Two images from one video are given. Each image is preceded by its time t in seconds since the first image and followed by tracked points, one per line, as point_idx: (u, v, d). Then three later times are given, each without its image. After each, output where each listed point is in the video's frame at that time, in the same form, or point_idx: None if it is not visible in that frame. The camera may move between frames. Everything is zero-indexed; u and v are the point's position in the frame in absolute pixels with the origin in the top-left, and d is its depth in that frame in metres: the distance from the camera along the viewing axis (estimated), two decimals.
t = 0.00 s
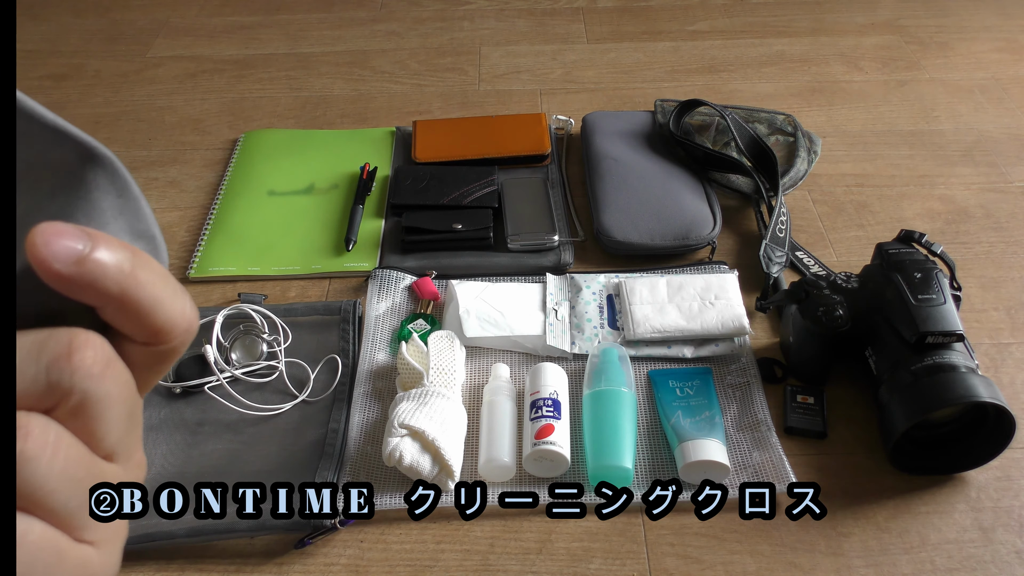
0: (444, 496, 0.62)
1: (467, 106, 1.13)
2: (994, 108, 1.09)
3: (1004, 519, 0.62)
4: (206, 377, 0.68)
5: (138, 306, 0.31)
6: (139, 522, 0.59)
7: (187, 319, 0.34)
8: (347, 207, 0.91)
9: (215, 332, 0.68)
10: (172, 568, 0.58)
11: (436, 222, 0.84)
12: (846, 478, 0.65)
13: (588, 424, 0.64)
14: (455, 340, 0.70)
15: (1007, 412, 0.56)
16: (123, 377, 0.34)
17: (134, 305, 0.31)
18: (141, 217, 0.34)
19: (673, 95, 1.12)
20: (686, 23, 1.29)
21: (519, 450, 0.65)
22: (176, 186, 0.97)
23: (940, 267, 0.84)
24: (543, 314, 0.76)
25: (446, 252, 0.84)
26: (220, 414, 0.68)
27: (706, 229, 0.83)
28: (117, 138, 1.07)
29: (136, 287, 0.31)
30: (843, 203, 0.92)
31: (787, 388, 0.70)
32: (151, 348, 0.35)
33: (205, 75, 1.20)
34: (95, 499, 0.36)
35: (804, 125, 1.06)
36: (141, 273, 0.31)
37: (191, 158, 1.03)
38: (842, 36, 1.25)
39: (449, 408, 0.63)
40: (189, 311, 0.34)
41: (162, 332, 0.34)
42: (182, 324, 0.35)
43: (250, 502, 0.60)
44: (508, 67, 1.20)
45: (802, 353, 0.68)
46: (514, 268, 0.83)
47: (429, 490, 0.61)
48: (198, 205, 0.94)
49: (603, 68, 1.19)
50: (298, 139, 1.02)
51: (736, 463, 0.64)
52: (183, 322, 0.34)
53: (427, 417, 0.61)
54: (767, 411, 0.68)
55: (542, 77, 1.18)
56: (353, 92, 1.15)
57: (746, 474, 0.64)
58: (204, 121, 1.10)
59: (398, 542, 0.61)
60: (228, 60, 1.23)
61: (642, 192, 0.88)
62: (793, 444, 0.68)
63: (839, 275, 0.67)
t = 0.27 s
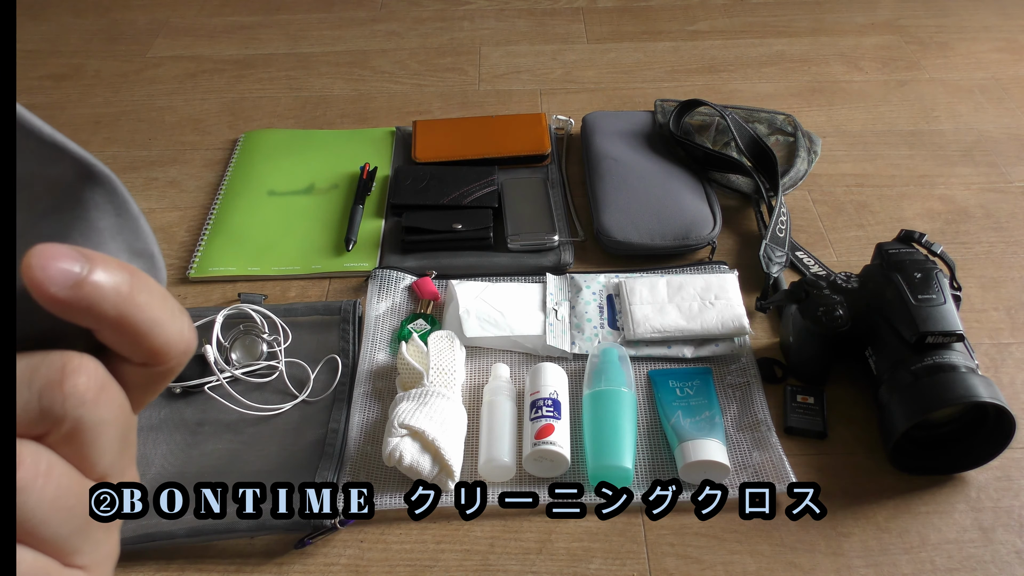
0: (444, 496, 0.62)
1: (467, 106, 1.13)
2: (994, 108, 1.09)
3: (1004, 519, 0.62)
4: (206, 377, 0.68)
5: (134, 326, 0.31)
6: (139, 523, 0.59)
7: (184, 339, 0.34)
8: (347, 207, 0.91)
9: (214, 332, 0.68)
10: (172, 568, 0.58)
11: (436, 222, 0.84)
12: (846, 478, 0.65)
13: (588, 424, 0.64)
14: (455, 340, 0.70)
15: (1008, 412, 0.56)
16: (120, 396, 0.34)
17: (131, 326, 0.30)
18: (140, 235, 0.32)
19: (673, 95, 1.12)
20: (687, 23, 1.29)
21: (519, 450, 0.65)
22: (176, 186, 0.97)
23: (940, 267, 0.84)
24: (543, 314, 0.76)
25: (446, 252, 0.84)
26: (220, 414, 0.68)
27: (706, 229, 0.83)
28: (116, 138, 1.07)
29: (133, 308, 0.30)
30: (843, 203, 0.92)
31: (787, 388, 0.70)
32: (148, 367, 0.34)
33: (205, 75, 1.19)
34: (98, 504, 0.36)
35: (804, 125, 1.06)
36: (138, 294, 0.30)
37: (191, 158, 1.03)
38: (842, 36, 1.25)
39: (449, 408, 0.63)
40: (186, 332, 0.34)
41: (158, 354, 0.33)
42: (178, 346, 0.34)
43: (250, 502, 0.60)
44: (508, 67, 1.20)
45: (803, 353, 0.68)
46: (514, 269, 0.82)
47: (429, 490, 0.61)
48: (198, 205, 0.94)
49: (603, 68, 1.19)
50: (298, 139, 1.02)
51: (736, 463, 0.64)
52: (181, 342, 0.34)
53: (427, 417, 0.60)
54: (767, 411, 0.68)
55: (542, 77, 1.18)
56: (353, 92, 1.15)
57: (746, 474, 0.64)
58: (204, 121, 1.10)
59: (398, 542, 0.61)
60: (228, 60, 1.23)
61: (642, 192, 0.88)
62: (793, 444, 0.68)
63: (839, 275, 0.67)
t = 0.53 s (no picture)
0: (444, 496, 0.62)
1: (467, 106, 1.13)
2: (994, 108, 1.09)
3: (1004, 519, 0.62)
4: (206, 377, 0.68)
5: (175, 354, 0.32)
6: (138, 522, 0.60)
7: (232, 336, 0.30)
8: (347, 207, 0.91)
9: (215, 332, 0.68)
10: (172, 568, 0.58)
11: (436, 222, 0.84)
12: (846, 478, 0.65)
13: (588, 424, 0.64)
14: (455, 340, 0.70)
15: (1008, 412, 0.56)
16: (191, 413, 0.30)
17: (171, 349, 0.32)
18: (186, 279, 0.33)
19: (673, 96, 1.12)
20: (686, 23, 1.29)
21: (519, 450, 0.65)
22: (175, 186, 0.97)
23: (940, 267, 0.84)
24: (543, 314, 0.76)
25: (446, 252, 0.84)
26: (220, 414, 0.68)
27: (706, 229, 0.83)
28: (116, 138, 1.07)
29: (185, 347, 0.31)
30: (843, 203, 0.92)
31: (787, 388, 0.70)
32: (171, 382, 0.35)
33: (205, 75, 1.19)
34: (101, 510, 0.28)
35: (804, 125, 1.06)
36: (166, 310, 0.28)
37: (191, 158, 1.03)
38: (842, 36, 1.25)
39: (449, 408, 0.63)
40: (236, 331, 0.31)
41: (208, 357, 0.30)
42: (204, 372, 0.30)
43: (250, 502, 0.60)
44: (508, 67, 1.20)
45: (802, 353, 0.68)
46: (514, 269, 0.82)
47: (429, 490, 0.62)
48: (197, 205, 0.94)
49: (603, 68, 1.19)
50: (298, 139, 1.02)
51: (736, 463, 0.64)
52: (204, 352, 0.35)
53: (427, 417, 0.60)
54: (767, 411, 0.68)
55: (542, 77, 1.18)
56: (353, 92, 1.15)
57: (746, 474, 0.64)
58: (204, 121, 1.10)
59: (398, 542, 0.61)
60: (228, 60, 1.23)
61: (642, 192, 0.88)
62: (793, 444, 0.68)
63: (839, 275, 0.67)
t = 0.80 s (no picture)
0: (444, 496, 0.62)
1: (467, 106, 1.13)
2: (994, 108, 1.09)
3: (1004, 519, 0.62)
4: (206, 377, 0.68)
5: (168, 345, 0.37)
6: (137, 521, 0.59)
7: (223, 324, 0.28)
8: (347, 207, 0.91)
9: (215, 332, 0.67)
10: (171, 568, 0.58)
11: (436, 222, 0.84)
12: (846, 478, 0.65)
13: (588, 424, 0.64)
14: (455, 340, 0.70)
15: (1008, 412, 0.56)
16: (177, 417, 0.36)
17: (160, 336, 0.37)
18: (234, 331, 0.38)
19: (673, 96, 1.12)
20: (686, 23, 1.29)
21: (519, 450, 0.65)
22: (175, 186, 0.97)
23: (940, 267, 0.84)
24: (543, 314, 0.76)
25: (446, 252, 0.84)
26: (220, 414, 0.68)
27: (706, 229, 0.83)
28: (116, 138, 1.07)
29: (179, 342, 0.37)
30: (843, 204, 0.92)
31: (787, 387, 0.70)
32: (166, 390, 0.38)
33: (206, 75, 1.20)
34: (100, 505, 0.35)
35: (804, 125, 1.06)
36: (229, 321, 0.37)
37: (191, 158, 1.03)
38: (842, 37, 1.25)
39: (449, 408, 0.62)
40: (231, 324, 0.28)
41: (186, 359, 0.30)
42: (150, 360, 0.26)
43: (250, 503, 0.53)
44: (508, 67, 1.20)
45: (802, 353, 0.68)
46: (514, 269, 0.83)
47: (429, 490, 0.61)
48: (198, 205, 0.94)
49: (603, 68, 1.19)
50: (298, 139, 1.02)
51: (736, 463, 0.64)
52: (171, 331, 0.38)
53: (427, 417, 0.60)
54: (767, 411, 0.68)
55: (542, 77, 1.18)
56: (353, 92, 1.15)
57: (746, 474, 0.64)
58: (205, 121, 1.10)
59: (398, 542, 0.61)
60: (228, 61, 1.23)
61: (642, 192, 0.88)
62: (793, 444, 0.68)
63: (839, 275, 0.67)
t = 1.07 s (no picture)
0: (444, 496, 0.63)
1: (467, 106, 1.13)
2: (994, 108, 1.09)
3: (1004, 519, 0.62)
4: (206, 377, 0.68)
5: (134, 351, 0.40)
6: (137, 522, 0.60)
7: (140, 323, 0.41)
8: (347, 207, 0.91)
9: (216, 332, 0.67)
10: (172, 568, 0.59)
11: (436, 222, 0.84)
12: (846, 478, 0.65)
13: (588, 424, 0.64)
14: (455, 340, 0.70)
15: (1007, 412, 0.56)
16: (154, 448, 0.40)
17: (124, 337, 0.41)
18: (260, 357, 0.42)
19: (673, 96, 1.12)
20: (686, 23, 1.29)
21: (519, 450, 0.65)
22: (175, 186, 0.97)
23: (940, 267, 0.84)
24: (544, 314, 0.76)
25: (446, 252, 0.84)
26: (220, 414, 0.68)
27: (706, 229, 0.83)
28: (116, 138, 1.07)
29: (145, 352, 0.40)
30: (843, 204, 0.92)
31: (788, 387, 0.70)
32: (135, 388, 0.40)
33: (206, 75, 1.20)
34: (102, 509, 0.38)
35: (804, 125, 1.06)
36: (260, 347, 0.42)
37: (191, 158, 1.03)
38: (842, 36, 1.25)
39: (449, 408, 0.63)
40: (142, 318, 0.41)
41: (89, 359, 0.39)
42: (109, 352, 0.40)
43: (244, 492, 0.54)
44: (508, 67, 1.20)
45: (803, 353, 0.68)
46: (514, 269, 0.83)
47: (429, 490, 0.61)
48: (197, 205, 0.94)
49: (603, 68, 1.19)
50: (298, 139, 1.03)
51: (736, 463, 0.64)
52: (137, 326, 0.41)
53: (427, 417, 0.60)
54: (767, 411, 0.68)
55: (542, 77, 1.18)
56: (353, 92, 1.15)
57: (746, 474, 0.64)
58: (205, 121, 1.10)
59: (398, 542, 0.61)
60: (228, 60, 1.23)
61: (643, 192, 0.88)
62: (794, 444, 0.68)
63: (839, 274, 0.67)
